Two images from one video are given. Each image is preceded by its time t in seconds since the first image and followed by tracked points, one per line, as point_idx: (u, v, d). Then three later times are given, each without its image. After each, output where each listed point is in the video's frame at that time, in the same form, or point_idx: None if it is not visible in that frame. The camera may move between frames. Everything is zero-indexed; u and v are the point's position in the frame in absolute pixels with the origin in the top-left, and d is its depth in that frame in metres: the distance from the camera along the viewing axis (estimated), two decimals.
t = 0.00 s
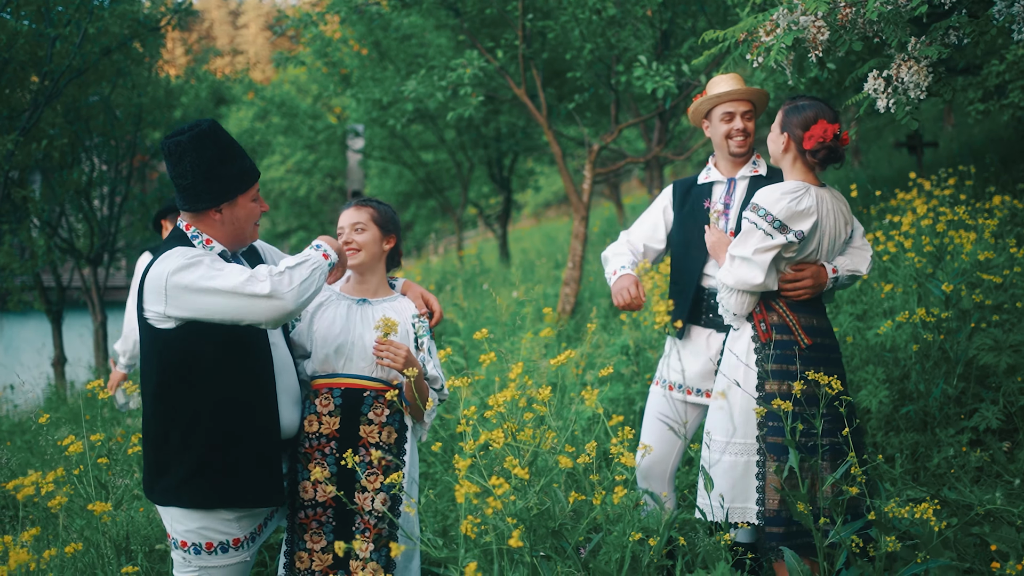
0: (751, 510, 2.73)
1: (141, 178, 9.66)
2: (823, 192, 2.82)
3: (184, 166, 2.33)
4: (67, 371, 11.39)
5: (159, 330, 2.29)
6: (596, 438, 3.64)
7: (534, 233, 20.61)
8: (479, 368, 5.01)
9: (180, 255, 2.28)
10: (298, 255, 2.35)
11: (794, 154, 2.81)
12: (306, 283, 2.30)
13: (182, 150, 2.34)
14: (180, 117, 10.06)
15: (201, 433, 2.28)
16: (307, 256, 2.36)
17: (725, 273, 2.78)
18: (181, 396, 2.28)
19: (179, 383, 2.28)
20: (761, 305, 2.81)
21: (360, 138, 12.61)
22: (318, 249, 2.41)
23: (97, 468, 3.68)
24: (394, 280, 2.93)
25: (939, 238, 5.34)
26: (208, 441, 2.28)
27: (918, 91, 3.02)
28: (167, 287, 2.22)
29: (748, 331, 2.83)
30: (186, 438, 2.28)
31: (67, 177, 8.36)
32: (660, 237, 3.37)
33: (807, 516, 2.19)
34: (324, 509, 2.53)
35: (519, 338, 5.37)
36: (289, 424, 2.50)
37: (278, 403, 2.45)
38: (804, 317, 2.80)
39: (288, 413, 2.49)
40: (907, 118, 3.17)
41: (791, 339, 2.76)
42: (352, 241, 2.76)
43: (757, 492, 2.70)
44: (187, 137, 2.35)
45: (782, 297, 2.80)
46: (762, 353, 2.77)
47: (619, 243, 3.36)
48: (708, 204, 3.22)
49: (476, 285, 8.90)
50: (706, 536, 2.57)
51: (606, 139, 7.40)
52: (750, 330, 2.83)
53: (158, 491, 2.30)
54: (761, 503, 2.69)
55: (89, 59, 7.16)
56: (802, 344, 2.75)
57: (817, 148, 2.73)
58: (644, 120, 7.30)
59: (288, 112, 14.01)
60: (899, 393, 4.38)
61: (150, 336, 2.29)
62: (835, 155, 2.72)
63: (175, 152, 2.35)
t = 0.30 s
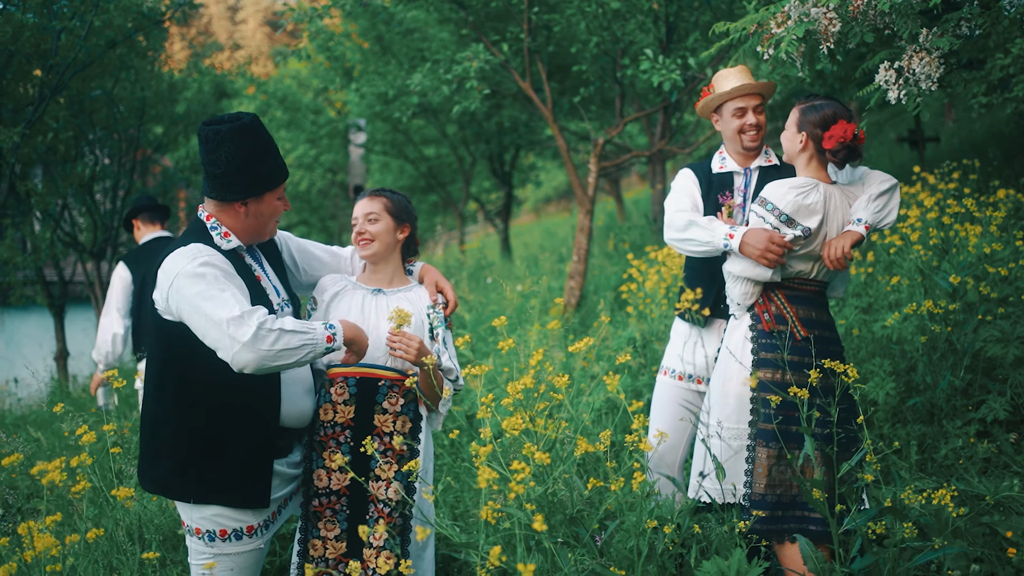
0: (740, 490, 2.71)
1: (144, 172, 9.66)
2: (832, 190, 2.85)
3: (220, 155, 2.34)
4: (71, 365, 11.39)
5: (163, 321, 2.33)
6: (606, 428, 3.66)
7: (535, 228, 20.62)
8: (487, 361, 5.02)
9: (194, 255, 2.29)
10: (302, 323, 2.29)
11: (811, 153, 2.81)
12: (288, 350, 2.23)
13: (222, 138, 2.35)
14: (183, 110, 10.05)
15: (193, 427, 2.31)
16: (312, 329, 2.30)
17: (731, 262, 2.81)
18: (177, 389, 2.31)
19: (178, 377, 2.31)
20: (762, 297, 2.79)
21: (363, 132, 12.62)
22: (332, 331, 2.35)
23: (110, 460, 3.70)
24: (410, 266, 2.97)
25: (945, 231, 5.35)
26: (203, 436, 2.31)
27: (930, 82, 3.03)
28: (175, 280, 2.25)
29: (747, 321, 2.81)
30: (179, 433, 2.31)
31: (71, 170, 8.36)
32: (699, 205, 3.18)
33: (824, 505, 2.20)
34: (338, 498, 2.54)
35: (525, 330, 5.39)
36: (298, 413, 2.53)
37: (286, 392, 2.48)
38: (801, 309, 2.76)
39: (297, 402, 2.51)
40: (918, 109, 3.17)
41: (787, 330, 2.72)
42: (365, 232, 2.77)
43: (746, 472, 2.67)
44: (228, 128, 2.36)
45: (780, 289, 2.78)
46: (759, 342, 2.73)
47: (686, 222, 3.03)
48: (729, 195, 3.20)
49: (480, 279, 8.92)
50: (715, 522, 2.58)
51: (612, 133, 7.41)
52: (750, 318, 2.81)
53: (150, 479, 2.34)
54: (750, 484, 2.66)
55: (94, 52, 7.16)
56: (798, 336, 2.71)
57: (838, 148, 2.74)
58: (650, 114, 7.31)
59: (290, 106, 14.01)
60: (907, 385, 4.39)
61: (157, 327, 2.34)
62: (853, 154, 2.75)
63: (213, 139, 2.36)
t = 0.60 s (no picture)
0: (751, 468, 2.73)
1: (144, 163, 9.63)
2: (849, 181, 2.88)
3: (249, 148, 2.34)
4: (70, 355, 11.38)
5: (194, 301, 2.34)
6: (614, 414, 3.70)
7: (531, 220, 20.66)
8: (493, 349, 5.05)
9: (227, 236, 2.30)
10: (362, 263, 2.32)
11: (830, 147, 2.87)
12: (356, 295, 2.29)
13: (250, 131, 2.35)
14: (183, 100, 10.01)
15: (232, 404, 2.34)
16: (371, 268, 2.32)
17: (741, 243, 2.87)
18: (214, 367, 2.33)
19: (215, 356, 2.33)
20: (775, 279, 2.83)
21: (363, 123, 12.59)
22: (390, 262, 2.35)
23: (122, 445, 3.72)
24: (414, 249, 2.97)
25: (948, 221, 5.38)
26: (241, 413, 2.34)
27: (938, 71, 3.06)
28: (212, 261, 2.27)
29: (759, 304, 2.85)
30: (218, 410, 2.33)
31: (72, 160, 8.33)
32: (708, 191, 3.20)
33: (840, 487, 2.21)
34: (353, 481, 2.57)
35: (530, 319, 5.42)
36: (316, 397, 2.55)
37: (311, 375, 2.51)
38: (813, 293, 2.79)
39: (315, 386, 2.54)
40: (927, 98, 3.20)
41: (797, 313, 2.76)
42: (376, 212, 2.82)
43: (755, 453, 2.71)
44: (257, 122, 2.36)
45: (791, 271, 2.82)
46: (771, 324, 2.78)
47: (698, 213, 3.04)
48: (742, 184, 3.24)
49: (481, 269, 8.94)
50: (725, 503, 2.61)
51: (616, 123, 7.41)
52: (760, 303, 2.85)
53: (189, 459, 2.37)
54: (758, 465, 2.69)
55: (97, 41, 7.13)
56: (808, 320, 2.75)
57: (857, 137, 2.84)
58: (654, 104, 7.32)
59: (290, 97, 13.97)
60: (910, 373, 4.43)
61: (190, 307, 2.35)
62: (868, 143, 2.88)
63: (241, 132, 2.35)
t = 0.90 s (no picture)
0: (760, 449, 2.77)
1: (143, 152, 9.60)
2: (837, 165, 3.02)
3: (289, 139, 2.37)
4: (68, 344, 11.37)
5: (234, 282, 2.38)
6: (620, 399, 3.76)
7: (527, 209, 20.66)
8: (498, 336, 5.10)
9: (274, 216, 2.35)
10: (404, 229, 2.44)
11: (821, 129, 3.02)
12: (407, 259, 2.41)
13: (291, 122, 2.38)
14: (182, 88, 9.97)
15: (270, 382, 2.40)
16: (414, 233, 2.44)
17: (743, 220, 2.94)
18: (252, 347, 2.38)
19: (253, 336, 2.38)
20: (782, 256, 2.89)
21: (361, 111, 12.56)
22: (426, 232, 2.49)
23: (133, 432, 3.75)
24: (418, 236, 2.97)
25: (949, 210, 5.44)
26: (278, 392, 2.41)
27: (944, 60, 3.10)
28: (260, 240, 2.30)
29: (765, 283, 2.89)
30: (256, 388, 2.39)
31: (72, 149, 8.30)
32: (713, 180, 3.19)
33: (850, 469, 2.27)
34: (358, 464, 2.62)
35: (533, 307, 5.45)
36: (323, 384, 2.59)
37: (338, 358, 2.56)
38: (818, 271, 2.88)
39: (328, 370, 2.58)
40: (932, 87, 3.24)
41: (805, 290, 2.84)
42: (377, 197, 2.85)
43: (766, 429, 2.75)
44: (301, 114, 2.39)
45: (796, 249, 2.89)
46: (777, 299, 2.84)
47: (697, 193, 3.05)
48: (751, 172, 3.24)
49: (481, 258, 8.96)
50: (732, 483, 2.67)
51: (618, 112, 7.44)
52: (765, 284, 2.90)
53: (221, 439, 2.41)
54: (770, 438, 2.73)
55: (99, 29, 7.09)
56: (815, 296, 2.83)
57: (841, 132, 2.96)
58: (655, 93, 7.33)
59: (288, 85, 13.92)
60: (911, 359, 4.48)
61: (227, 288, 2.39)
62: (854, 143, 2.99)
63: (283, 122, 2.38)
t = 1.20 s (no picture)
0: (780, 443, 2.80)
1: (143, 146, 9.60)
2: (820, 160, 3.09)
3: (339, 144, 2.41)
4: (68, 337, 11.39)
5: (268, 273, 2.41)
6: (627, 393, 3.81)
7: (525, 203, 20.67)
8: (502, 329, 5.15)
9: (312, 212, 2.38)
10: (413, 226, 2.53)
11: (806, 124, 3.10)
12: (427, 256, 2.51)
13: (345, 127, 2.42)
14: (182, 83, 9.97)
15: (293, 376, 2.45)
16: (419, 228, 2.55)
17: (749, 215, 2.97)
18: (278, 340, 2.43)
19: (280, 329, 2.43)
20: (782, 255, 2.96)
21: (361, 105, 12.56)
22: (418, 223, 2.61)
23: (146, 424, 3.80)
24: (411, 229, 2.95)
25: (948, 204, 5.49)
26: (300, 387, 2.45)
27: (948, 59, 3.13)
28: (299, 234, 2.33)
29: (767, 278, 2.96)
30: (279, 381, 2.44)
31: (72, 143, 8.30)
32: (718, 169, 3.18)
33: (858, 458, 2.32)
34: (368, 457, 2.65)
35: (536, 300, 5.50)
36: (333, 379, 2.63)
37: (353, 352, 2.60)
38: (819, 262, 2.92)
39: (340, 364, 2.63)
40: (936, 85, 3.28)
41: (809, 282, 2.88)
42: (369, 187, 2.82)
43: (784, 419, 2.79)
44: (354, 123, 2.43)
45: (795, 243, 2.96)
46: (783, 293, 2.89)
47: (700, 171, 3.09)
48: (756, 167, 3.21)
49: (481, 251, 8.99)
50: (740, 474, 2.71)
51: (619, 106, 7.47)
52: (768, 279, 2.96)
53: (238, 430, 2.44)
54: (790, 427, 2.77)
55: (101, 24, 7.09)
56: (818, 286, 2.87)
57: (818, 131, 3.03)
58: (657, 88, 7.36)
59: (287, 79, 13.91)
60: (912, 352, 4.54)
61: (256, 279, 2.42)
62: (829, 147, 3.07)
63: (336, 127, 2.41)
